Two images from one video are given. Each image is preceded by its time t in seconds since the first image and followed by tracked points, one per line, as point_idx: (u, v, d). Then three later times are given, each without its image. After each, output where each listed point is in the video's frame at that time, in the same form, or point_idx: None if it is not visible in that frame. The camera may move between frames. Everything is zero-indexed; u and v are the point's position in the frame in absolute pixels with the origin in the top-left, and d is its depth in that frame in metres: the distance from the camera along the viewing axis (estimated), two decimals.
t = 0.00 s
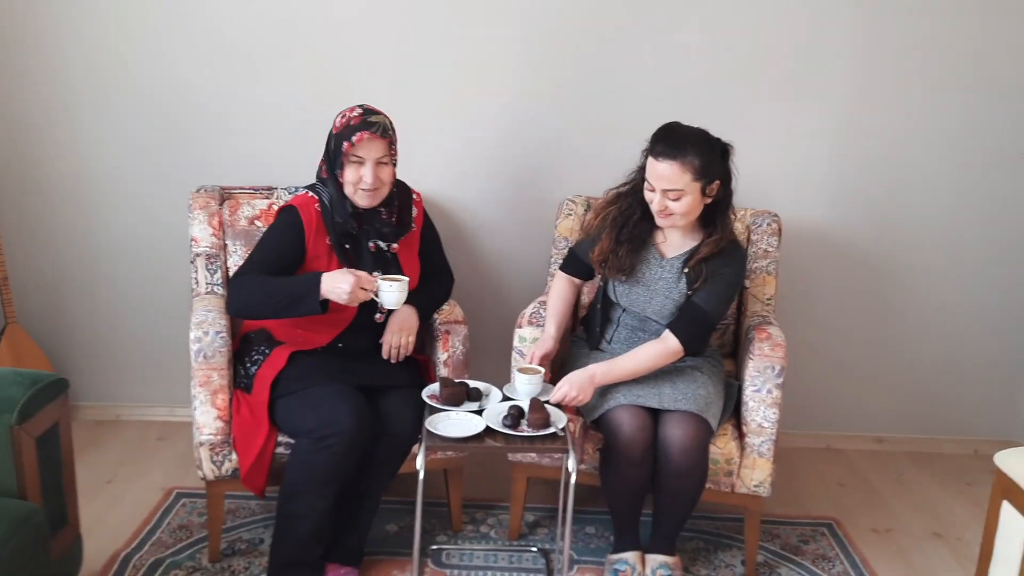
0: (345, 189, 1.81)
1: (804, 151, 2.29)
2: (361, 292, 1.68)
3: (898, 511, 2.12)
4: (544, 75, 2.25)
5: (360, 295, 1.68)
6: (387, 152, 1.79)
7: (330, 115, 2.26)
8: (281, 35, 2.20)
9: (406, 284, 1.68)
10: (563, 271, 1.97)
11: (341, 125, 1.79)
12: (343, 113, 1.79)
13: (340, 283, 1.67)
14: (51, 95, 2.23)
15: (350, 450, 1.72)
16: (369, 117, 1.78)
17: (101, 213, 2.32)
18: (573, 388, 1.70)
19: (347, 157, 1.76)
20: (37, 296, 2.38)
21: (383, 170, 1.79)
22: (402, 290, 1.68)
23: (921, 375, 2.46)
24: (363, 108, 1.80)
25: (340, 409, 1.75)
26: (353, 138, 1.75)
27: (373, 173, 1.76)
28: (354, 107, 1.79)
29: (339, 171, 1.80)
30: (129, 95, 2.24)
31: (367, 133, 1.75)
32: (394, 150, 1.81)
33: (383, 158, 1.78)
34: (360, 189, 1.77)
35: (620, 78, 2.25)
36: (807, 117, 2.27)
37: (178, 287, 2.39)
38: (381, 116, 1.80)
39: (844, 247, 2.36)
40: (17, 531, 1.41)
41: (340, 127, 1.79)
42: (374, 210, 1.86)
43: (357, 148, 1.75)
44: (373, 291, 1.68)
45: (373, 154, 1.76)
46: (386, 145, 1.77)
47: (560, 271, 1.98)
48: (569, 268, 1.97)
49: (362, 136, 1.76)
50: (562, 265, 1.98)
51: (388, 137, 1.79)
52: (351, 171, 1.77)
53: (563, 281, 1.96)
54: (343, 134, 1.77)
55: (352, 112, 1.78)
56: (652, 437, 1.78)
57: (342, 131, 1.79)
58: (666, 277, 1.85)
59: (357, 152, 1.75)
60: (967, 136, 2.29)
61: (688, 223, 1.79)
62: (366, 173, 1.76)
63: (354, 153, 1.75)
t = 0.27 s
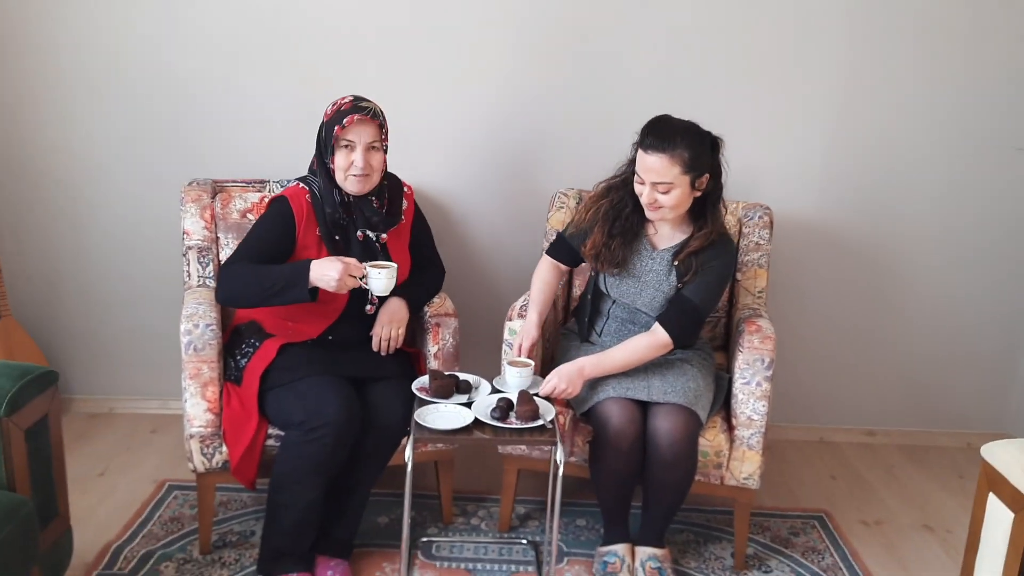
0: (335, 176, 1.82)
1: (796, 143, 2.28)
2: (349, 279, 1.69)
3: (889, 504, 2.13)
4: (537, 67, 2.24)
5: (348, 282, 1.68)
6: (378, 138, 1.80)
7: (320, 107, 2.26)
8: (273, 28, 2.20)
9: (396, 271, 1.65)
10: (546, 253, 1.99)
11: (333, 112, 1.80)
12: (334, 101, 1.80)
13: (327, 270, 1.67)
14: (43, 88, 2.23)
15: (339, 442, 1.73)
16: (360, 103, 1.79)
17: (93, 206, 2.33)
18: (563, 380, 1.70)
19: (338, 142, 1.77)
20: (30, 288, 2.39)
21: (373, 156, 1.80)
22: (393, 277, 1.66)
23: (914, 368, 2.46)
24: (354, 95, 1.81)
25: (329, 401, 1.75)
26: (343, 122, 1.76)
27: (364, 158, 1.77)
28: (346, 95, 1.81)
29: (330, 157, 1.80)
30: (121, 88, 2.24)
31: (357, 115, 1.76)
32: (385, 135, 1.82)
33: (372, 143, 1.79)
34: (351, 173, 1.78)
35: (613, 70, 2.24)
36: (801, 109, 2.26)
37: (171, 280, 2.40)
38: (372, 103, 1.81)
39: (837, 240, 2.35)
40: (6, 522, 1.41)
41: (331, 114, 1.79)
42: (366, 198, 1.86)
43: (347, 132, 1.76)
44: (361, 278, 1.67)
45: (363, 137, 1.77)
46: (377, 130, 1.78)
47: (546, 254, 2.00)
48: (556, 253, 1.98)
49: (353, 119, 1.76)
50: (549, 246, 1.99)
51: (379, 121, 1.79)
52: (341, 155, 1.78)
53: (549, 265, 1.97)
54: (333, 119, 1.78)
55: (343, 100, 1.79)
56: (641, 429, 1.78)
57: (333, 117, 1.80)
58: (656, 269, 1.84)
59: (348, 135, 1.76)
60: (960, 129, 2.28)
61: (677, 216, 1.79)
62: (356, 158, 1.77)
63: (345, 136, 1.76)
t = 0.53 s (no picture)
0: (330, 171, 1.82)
1: (792, 137, 2.28)
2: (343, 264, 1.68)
3: (883, 498, 2.13)
4: (532, 60, 2.24)
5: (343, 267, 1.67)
6: (374, 134, 1.80)
7: (315, 101, 2.27)
8: (268, 21, 2.20)
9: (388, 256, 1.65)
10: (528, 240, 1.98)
11: (328, 107, 1.79)
12: (329, 96, 1.79)
13: (322, 254, 1.66)
14: (39, 82, 2.24)
15: (333, 435, 1.73)
16: (356, 99, 1.79)
17: (90, 200, 2.34)
18: (556, 373, 1.70)
19: (335, 139, 1.76)
20: (28, 282, 2.40)
21: (369, 152, 1.80)
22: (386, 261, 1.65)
23: (910, 362, 2.46)
24: (348, 90, 1.80)
25: (323, 394, 1.75)
26: (339, 119, 1.75)
27: (360, 155, 1.77)
28: (340, 89, 1.80)
29: (326, 153, 1.80)
30: (117, 81, 2.24)
31: (353, 113, 1.75)
32: (381, 132, 1.82)
33: (368, 140, 1.79)
34: (347, 170, 1.78)
35: (608, 63, 2.24)
36: (796, 103, 2.26)
37: (167, 273, 2.41)
38: (367, 98, 1.81)
39: (833, 233, 2.35)
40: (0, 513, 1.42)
41: (326, 109, 1.79)
42: (362, 191, 1.86)
43: (343, 129, 1.75)
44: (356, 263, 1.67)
45: (360, 134, 1.76)
46: (373, 126, 1.78)
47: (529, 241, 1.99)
48: (540, 240, 1.97)
49: (349, 116, 1.76)
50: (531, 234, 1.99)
51: (374, 118, 1.79)
52: (337, 153, 1.78)
53: (532, 251, 1.96)
54: (329, 116, 1.77)
55: (338, 95, 1.79)
56: (634, 422, 1.78)
57: (328, 114, 1.79)
58: (648, 262, 1.85)
59: (344, 132, 1.76)
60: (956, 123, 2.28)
61: (669, 209, 1.79)
62: (353, 154, 1.77)
63: (341, 134, 1.75)
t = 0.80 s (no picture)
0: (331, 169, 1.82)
1: (792, 133, 2.28)
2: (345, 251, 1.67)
3: (882, 495, 2.13)
4: (532, 56, 2.24)
5: (345, 254, 1.67)
6: (374, 134, 1.80)
7: (315, 97, 2.27)
8: (269, 17, 2.21)
9: (390, 242, 1.64)
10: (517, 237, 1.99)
11: (327, 105, 1.79)
12: (328, 95, 1.78)
13: (323, 241, 1.66)
14: (41, 78, 2.25)
15: (332, 429, 1.73)
16: (355, 98, 1.78)
17: (91, 196, 2.35)
18: (556, 369, 1.70)
19: (335, 139, 1.77)
20: (30, 277, 2.41)
21: (370, 151, 1.80)
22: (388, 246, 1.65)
23: (911, 359, 2.45)
24: (348, 89, 1.79)
25: (322, 388, 1.75)
26: (340, 120, 1.75)
27: (361, 155, 1.77)
28: (340, 88, 1.79)
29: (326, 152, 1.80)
30: (118, 77, 2.25)
31: (353, 113, 1.75)
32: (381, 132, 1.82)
33: (368, 139, 1.79)
34: (348, 170, 1.78)
35: (608, 59, 2.24)
36: (796, 98, 2.25)
37: (168, 268, 2.42)
38: (367, 96, 1.80)
39: (833, 230, 2.34)
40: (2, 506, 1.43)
41: (326, 108, 1.78)
42: (362, 188, 1.85)
43: (344, 130, 1.76)
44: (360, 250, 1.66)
45: (360, 133, 1.76)
46: (373, 126, 1.78)
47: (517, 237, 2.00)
48: (528, 237, 1.98)
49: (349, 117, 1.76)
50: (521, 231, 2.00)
51: (374, 118, 1.79)
52: (338, 153, 1.78)
53: (521, 247, 1.96)
54: (329, 116, 1.77)
55: (337, 94, 1.78)
56: (633, 417, 1.78)
57: (328, 113, 1.79)
58: (642, 256, 1.85)
59: (345, 133, 1.76)
60: (957, 119, 2.27)
61: (660, 201, 1.79)
62: (354, 154, 1.77)
63: (341, 134, 1.75)
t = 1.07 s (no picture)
0: (339, 170, 1.82)
1: (796, 131, 2.27)
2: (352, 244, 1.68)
3: (887, 493, 2.12)
4: (537, 53, 2.24)
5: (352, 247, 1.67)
6: (382, 137, 1.80)
7: (320, 95, 2.28)
8: (274, 15, 2.21)
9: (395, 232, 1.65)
10: (511, 239, 2.00)
11: (334, 109, 1.78)
12: (336, 98, 1.78)
13: (329, 235, 1.67)
14: (48, 75, 2.26)
15: (337, 426, 1.73)
16: (362, 102, 1.77)
17: (98, 192, 2.36)
18: (559, 366, 1.70)
19: (342, 143, 1.77)
20: (37, 274, 2.42)
21: (377, 154, 1.80)
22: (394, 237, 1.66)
23: (916, 358, 2.45)
24: (355, 92, 1.78)
25: (327, 385, 1.75)
26: (348, 124, 1.75)
27: (369, 158, 1.77)
28: (347, 91, 1.79)
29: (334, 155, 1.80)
30: (124, 75, 2.26)
31: (361, 119, 1.75)
32: (388, 135, 1.82)
33: (376, 143, 1.79)
34: (356, 172, 1.78)
35: (612, 56, 2.24)
36: (802, 96, 2.25)
37: (174, 265, 2.43)
38: (374, 100, 1.79)
39: (838, 228, 2.34)
40: (8, 502, 1.43)
41: (333, 112, 1.78)
42: (369, 189, 1.86)
43: (352, 135, 1.76)
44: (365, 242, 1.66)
45: (369, 138, 1.76)
46: (381, 130, 1.78)
47: (511, 239, 2.01)
48: (522, 240, 1.98)
49: (357, 122, 1.76)
50: (514, 234, 2.01)
51: (382, 122, 1.79)
52: (346, 156, 1.78)
53: (515, 249, 1.97)
54: (336, 120, 1.77)
55: (345, 97, 1.77)
56: (636, 415, 1.79)
57: (335, 116, 1.78)
58: (638, 252, 1.85)
59: (353, 138, 1.76)
60: (962, 117, 2.26)
61: (652, 194, 1.79)
62: (361, 157, 1.77)
63: (349, 139, 1.75)
